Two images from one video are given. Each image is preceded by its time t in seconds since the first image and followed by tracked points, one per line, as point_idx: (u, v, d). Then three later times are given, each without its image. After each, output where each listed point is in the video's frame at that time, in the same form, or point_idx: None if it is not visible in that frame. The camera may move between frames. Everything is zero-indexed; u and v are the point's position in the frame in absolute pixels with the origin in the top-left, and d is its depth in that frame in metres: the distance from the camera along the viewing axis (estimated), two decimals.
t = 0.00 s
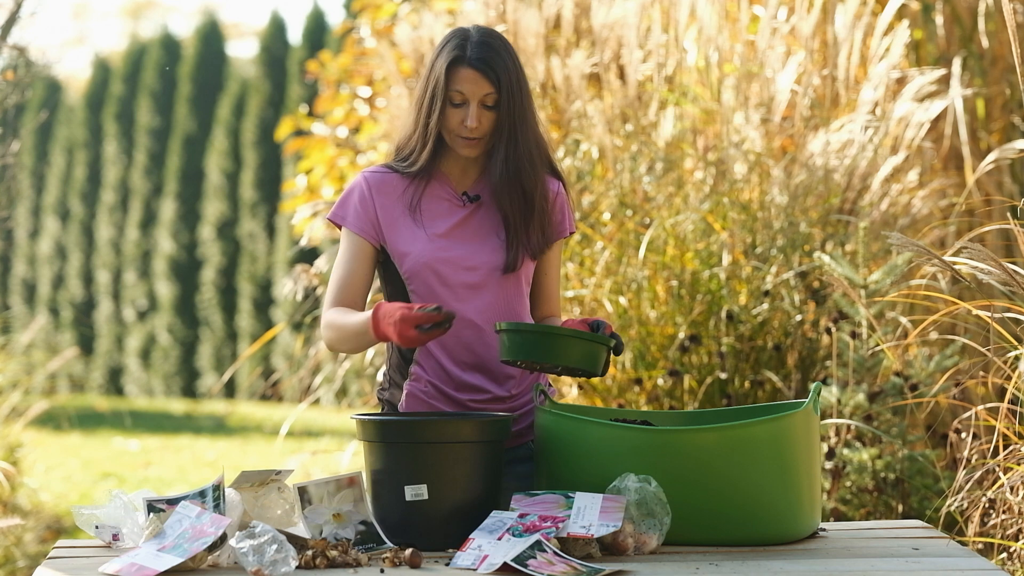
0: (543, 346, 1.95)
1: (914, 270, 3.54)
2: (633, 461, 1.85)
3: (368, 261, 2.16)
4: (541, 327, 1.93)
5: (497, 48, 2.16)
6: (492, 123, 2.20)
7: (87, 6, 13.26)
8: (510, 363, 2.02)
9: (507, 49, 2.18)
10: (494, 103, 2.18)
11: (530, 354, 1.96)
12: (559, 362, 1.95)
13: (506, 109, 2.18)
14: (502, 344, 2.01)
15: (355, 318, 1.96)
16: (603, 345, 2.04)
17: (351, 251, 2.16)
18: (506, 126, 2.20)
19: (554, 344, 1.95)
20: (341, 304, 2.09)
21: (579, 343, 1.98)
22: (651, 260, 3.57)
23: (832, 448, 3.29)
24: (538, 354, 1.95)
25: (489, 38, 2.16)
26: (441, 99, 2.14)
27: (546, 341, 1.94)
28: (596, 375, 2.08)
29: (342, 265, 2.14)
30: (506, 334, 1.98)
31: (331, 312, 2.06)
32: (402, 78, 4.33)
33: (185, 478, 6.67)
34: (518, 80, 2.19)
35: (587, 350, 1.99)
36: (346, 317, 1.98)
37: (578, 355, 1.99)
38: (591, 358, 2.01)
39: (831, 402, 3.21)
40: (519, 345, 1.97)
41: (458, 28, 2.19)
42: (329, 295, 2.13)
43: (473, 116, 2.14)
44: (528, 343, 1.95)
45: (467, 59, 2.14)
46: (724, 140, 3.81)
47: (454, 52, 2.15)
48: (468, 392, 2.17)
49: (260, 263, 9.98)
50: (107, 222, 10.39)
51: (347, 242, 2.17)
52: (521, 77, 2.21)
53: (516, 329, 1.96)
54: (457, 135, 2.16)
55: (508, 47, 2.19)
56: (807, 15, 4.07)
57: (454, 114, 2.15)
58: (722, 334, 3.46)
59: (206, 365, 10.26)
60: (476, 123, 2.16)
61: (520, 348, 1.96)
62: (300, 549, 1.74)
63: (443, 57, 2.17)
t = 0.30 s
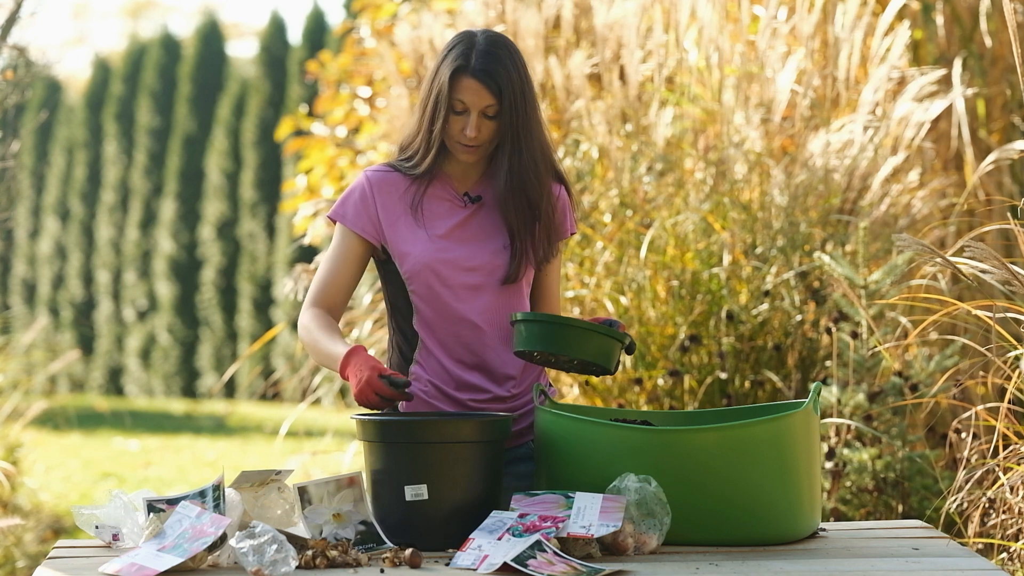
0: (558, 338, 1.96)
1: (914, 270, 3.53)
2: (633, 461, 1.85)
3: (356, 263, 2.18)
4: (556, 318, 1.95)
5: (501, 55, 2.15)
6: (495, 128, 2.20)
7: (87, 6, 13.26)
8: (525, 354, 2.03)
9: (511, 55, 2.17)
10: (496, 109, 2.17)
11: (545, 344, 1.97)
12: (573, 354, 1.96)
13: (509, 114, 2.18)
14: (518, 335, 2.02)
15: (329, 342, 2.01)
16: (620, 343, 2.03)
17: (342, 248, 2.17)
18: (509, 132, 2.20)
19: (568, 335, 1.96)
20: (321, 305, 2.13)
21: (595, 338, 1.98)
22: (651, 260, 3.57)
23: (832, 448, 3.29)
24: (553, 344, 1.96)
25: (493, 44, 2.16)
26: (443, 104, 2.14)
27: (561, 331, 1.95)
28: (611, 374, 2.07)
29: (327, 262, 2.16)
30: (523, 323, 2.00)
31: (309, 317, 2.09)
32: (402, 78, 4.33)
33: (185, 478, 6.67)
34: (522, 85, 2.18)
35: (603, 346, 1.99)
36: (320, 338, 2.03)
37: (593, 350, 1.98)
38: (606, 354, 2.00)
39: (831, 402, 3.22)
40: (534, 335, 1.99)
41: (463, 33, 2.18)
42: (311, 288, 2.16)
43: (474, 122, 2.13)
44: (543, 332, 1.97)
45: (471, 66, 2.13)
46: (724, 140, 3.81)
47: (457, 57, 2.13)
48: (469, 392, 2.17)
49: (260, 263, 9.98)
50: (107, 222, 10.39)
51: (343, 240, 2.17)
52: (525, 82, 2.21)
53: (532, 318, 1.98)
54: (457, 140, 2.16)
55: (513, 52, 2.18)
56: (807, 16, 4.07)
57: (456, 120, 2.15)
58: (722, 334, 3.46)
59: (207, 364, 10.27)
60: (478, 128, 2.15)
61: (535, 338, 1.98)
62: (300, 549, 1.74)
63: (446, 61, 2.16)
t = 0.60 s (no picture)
0: (559, 339, 1.96)
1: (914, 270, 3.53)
2: (633, 461, 1.85)
3: (356, 266, 2.17)
4: (558, 319, 1.95)
5: (499, 55, 2.15)
6: (494, 128, 2.20)
7: (87, 6, 13.26)
8: (526, 355, 2.03)
9: (508, 56, 2.17)
10: (495, 110, 2.17)
11: (547, 345, 1.97)
12: (574, 354, 1.96)
13: (507, 114, 2.18)
14: (519, 336, 2.02)
15: (331, 351, 2.01)
16: (620, 341, 2.04)
17: (342, 249, 2.15)
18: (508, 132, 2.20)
19: (569, 335, 1.96)
20: (320, 309, 2.11)
21: (595, 337, 1.98)
22: (651, 260, 3.57)
23: (832, 448, 3.29)
24: (555, 344, 1.96)
25: (491, 45, 2.16)
26: (442, 105, 2.13)
27: (563, 331, 1.95)
28: (612, 374, 2.07)
29: (326, 266, 2.15)
30: (524, 325, 2.00)
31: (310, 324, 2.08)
32: (402, 78, 4.33)
33: (185, 478, 6.67)
34: (520, 86, 2.19)
35: (604, 345, 1.99)
36: (321, 347, 2.03)
37: (594, 350, 1.99)
38: (607, 353, 2.01)
39: (831, 402, 3.22)
40: (536, 336, 1.98)
41: (461, 34, 2.18)
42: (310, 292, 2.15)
43: (473, 123, 2.13)
44: (545, 333, 1.96)
45: (469, 67, 2.13)
46: (724, 140, 3.82)
47: (456, 57, 2.13)
48: (469, 392, 2.17)
49: (260, 263, 9.98)
50: (107, 222, 10.39)
51: (342, 241, 2.16)
52: (523, 82, 2.21)
53: (533, 319, 1.97)
54: (456, 142, 2.16)
55: (511, 52, 2.18)
56: (806, 16, 4.06)
57: (454, 120, 2.15)
58: (722, 334, 3.47)
59: (207, 364, 10.26)
60: (477, 129, 2.15)
61: (537, 339, 1.98)
62: (300, 549, 1.74)
63: (444, 62, 2.16)
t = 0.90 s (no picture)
0: (559, 338, 1.96)
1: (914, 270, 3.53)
2: (633, 461, 1.85)
3: (361, 269, 2.15)
4: (557, 317, 1.94)
5: (499, 55, 2.15)
6: (494, 128, 2.20)
7: (87, 6, 13.26)
8: (526, 354, 2.03)
9: (508, 56, 2.17)
10: (495, 110, 2.18)
11: (546, 344, 1.97)
12: (574, 352, 1.96)
13: (507, 114, 2.18)
14: (518, 335, 2.02)
15: (342, 364, 2.00)
16: (620, 339, 2.03)
17: (346, 253, 2.15)
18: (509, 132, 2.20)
19: (568, 334, 1.95)
20: (330, 315, 2.09)
21: (596, 336, 1.98)
22: (651, 260, 3.57)
23: (832, 448, 3.29)
24: (554, 343, 1.96)
25: (492, 45, 2.16)
26: (442, 105, 2.13)
27: (562, 330, 1.95)
28: (611, 372, 2.07)
29: (334, 272, 2.12)
30: (524, 324, 2.00)
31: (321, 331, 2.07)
32: (402, 78, 4.33)
33: (185, 478, 6.67)
34: (520, 86, 2.19)
35: (604, 343, 1.99)
36: (333, 358, 2.02)
37: (594, 349, 1.98)
38: (608, 352, 2.00)
39: (831, 401, 3.22)
40: (536, 336, 1.98)
41: (462, 34, 2.18)
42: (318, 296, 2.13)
43: (474, 123, 2.13)
44: (544, 333, 1.96)
45: (470, 66, 2.13)
46: (724, 140, 3.82)
47: (457, 57, 2.14)
48: (469, 392, 2.17)
49: (260, 263, 9.98)
50: (107, 222, 10.39)
51: (344, 242, 2.16)
52: (523, 81, 2.21)
53: (532, 318, 1.97)
54: (457, 142, 2.16)
55: (511, 52, 2.18)
56: (806, 16, 4.06)
57: (455, 120, 2.15)
58: (722, 334, 3.46)
59: (207, 364, 10.26)
60: (477, 129, 2.15)
61: (536, 338, 1.98)
62: (300, 549, 1.74)
63: (445, 61, 2.16)
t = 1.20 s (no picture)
0: (555, 338, 1.96)
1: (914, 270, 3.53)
2: (633, 460, 1.85)
3: (360, 270, 2.16)
4: (553, 317, 1.94)
5: (499, 54, 2.15)
6: (493, 127, 2.20)
7: (88, 6, 13.26)
8: (523, 354, 2.03)
9: (507, 54, 2.17)
10: (495, 108, 2.18)
11: (543, 344, 1.97)
12: (570, 352, 1.96)
13: (506, 112, 2.18)
14: (516, 335, 2.02)
15: (340, 364, 2.01)
16: (617, 338, 2.03)
17: (345, 254, 2.15)
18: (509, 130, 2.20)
19: (564, 334, 1.95)
20: (329, 315, 2.10)
21: (593, 335, 1.98)
22: (651, 260, 3.57)
23: (832, 448, 3.29)
24: (551, 343, 1.96)
25: (491, 43, 2.16)
26: (442, 104, 2.13)
27: (558, 330, 1.95)
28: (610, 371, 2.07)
29: (331, 272, 2.13)
30: (520, 325, 2.00)
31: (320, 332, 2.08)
32: (402, 78, 4.33)
33: (185, 478, 6.67)
34: (520, 84, 2.19)
35: (601, 342, 1.99)
36: (332, 358, 2.02)
37: (591, 347, 1.98)
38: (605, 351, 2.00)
39: (831, 402, 3.22)
40: (532, 336, 1.98)
41: (460, 33, 2.18)
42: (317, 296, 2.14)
43: (474, 122, 2.13)
44: (541, 333, 1.96)
45: (469, 65, 2.13)
46: (724, 140, 3.82)
47: (456, 56, 2.14)
48: (468, 392, 2.17)
49: (260, 263, 9.98)
50: (107, 222, 10.39)
51: (343, 242, 2.16)
52: (522, 79, 2.21)
53: (528, 319, 1.97)
54: (456, 140, 2.16)
55: (510, 51, 2.18)
56: (806, 16, 4.06)
57: (454, 119, 2.15)
58: (722, 334, 3.46)
59: (207, 364, 10.26)
60: (477, 127, 2.15)
61: (533, 338, 1.98)
62: (300, 549, 1.74)
63: (444, 60, 2.16)
